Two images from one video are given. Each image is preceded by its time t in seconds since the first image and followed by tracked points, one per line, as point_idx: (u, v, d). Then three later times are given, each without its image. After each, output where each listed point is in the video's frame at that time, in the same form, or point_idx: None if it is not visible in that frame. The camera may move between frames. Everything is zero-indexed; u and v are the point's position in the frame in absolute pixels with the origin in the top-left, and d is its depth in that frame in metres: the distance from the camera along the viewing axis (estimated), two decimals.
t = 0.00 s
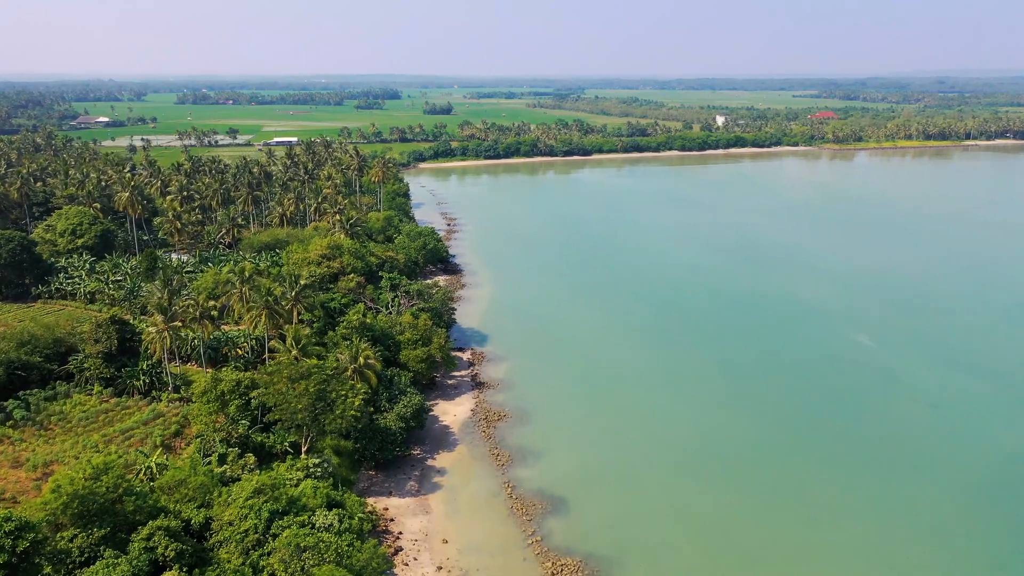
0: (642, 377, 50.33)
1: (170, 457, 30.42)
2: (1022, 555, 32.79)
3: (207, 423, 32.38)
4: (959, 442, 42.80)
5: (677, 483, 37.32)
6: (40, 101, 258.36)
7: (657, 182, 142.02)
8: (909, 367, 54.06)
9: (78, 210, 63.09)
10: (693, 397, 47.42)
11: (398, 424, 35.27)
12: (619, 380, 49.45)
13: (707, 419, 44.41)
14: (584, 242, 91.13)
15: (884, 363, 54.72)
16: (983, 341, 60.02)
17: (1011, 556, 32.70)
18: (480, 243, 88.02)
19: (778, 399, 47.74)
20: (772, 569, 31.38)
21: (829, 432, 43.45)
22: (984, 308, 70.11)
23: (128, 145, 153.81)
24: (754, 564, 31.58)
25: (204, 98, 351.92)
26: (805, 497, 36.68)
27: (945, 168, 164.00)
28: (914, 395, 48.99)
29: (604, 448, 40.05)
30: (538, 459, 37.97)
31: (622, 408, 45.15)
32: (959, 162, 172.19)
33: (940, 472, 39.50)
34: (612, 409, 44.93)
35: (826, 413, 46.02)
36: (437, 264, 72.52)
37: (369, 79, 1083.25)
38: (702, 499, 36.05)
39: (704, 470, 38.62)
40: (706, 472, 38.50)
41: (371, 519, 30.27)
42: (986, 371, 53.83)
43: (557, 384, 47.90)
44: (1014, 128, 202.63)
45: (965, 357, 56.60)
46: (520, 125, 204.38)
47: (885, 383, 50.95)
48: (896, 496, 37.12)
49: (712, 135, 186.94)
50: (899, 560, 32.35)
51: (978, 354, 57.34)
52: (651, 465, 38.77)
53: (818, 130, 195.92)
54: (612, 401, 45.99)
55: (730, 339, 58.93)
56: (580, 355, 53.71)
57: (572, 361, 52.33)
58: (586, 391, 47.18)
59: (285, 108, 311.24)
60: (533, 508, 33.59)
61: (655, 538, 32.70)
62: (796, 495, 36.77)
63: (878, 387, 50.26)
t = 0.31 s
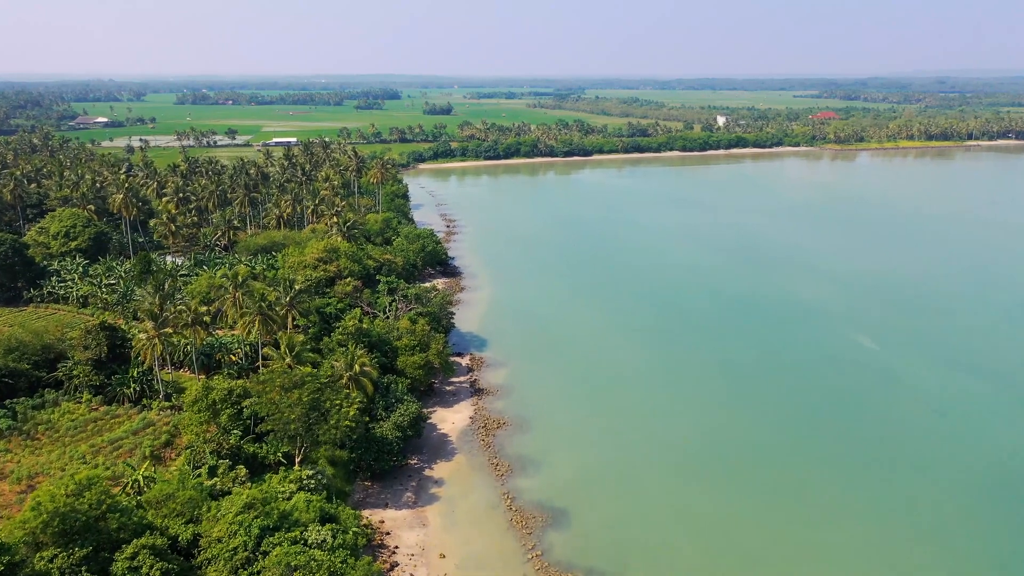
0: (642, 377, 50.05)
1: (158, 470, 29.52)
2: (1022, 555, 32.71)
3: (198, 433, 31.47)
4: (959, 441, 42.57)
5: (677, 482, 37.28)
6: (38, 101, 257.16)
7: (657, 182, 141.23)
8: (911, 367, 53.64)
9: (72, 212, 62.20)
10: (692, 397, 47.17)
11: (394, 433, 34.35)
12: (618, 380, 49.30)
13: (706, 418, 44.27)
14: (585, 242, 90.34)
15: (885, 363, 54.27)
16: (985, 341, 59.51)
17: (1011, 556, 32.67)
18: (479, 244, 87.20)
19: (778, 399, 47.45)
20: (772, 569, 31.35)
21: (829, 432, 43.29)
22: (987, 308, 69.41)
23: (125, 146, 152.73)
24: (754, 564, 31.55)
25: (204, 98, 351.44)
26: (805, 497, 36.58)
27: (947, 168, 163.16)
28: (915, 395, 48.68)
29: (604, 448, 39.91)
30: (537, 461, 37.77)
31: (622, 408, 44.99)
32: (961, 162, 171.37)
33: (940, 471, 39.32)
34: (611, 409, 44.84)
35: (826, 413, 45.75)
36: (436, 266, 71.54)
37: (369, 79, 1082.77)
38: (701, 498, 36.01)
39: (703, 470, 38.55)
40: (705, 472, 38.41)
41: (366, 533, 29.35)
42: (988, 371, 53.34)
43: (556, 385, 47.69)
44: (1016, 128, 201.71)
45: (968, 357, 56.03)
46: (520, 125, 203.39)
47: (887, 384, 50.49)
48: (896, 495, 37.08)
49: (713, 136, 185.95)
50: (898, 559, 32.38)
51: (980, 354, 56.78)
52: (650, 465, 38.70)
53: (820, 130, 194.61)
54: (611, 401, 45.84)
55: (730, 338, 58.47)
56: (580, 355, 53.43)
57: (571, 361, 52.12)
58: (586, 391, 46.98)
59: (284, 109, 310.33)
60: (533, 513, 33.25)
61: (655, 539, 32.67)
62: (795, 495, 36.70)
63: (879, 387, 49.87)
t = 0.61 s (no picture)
0: (642, 377, 49.89)
1: (146, 482, 28.61)
2: None
3: (189, 444, 30.59)
4: (962, 443, 42.34)
5: (677, 482, 37.24)
6: (37, 102, 256.57)
7: (659, 183, 140.39)
8: (914, 368, 53.24)
9: (66, 214, 61.26)
10: (693, 397, 46.98)
11: (391, 443, 33.40)
12: (618, 380, 49.20)
13: (707, 418, 44.18)
14: (586, 243, 89.57)
15: (888, 364, 53.86)
16: (989, 342, 59.04)
17: (1013, 556, 32.63)
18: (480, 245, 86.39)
19: (779, 399, 47.33)
20: (774, 569, 31.31)
21: (830, 432, 43.16)
22: (992, 308, 68.74)
23: (123, 147, 151.71)
24: (755, 563, 31.50)
25: (205, 99, 351.61)
26: (806, 497, 36.50)
27: (950, 169, 162.27)
28: (918, 397, 48.38)
29: (604, 449, 39.85)
30: (538, 464, 37.58)
31: (623, 408, 44.87)
32: (964, 163, 170.49)
33: (942, 472, 39.16)
34: (612, 409, 44.76)
35: (828, 414, 45.50)
36: (435, 269, 70.53)
37: (370, 79, 1082.49)
38: (701, 498, 35.96)
39: (704, 470, 38.48)
40: (705, 471, 38.34)
41: (360, 549, 28.38)
42: (992, 372, 52.92)
43: (556, 386, 47.56)
44: (1019, 129, 200.79)
45: (973, 358, 55.51)
46: (520, 125, 202.42)
47: (889, 385, 50.16)
48: (898, 495, 37.01)
49: (714, 136, 185.08)
50: (900, 558, 32.37)
51: (985, 355, 56.25)
52: (651, 465, 38.62)
53: (822, 130, 193.38)
54: (611, 402, 45.74)
55: (732, 339, 58.09)
56: (580, 355, 53.26)
57: (571, 361, 52.07)
58: (586, 392, 46.89)
59: (284, 109, 309.66)
60: (534, 517, 33.03)
61: (655, 539, 32.62)
62: (796, 494, 36.64)
63: (882, 388, 49.53)
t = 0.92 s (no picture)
0: (640, 377, 49.68)
1: (132, 499, 27.59)
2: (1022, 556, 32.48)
3: (177, 457, 29.56)
4: (967, 446, 41.70)
5: (674, 481, 37.22)
6: (36, 102, 255.83)
7: (660, 184, 139.38)
8: (917, 370, 52.63)
9: (58, 217, 60.23)
10: (692, 396, 46.96)
11: (387, 455, 32.35)
12: (616, 378, 49.19)
13: (705, 417, 44.09)
14: (586, 245, 88.67)
15: (891, 366, 53.26)
16: (996, 344, 58.22)
17: (1012, 557, 32.42)
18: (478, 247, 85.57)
19: (778, 399, 47.08)
20: (772, 569, 31.23)
21: (829, 433, 42.84)
22: (997, 309, 67.90)
23: (120, 147, 150.54)
24: (751, 563, 31.48)
25: (206, 99, 351.26)
26: (804, 497, 36.39)
27: (953, 169, 161.32)
28: (921, 400, 47.70)
29: (601, 449, 39.81)
30: (536, 466, 37.36)
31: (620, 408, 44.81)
32: (967, 163, 169.52)
33: (946, 477, 38.60)
34: (609, 409, 44.70)
35: (829, 415, 45.10)
36: (434, 272, 69.38)
37: (370, 79, 1081.67)
38: (698, 498, 35.91)
39: (701, 469, 38.46)
40: (702, 470, 38.33)
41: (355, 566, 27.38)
42: (998, 374, 52.14)
43: (553, 386, 47.44)
44: (1021, 129, 199.80)
45: (979, 360, 54.66)
46: (520, 126, 201.35)
47: (894, 388, 49.38)
48: (898, 497, 36.76)
49: (715, 137, 184.06)
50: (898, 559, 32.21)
51: (991, 357, 55.41)
52: (648, 464, 38.60)
53: (824, 130, 192.20)
54: (609, 401, 45.69)
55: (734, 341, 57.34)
56: (578, 354, 53.14)
57: (570, 360, 52.01)
58: (584, 392, 46.82)
59: (283, 109, 308.61)
60: (531, 520, 32.80)
61: (650, 539, 32.63)
62: (794, 494, 36.58)
63: (886, 392, 48.81)
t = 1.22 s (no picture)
0: (640, 378, 49.81)
1: (118, 515, 26.61)
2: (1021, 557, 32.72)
3: (166, 470, 28.63)
4: (966, 446, 41.82)
5: (674, 480, 37.51)
6: (34, 102, 254.88)
7: (661, 184, 138.50)
8: (919, 371, 52.42)
9: (51, 219, 59.27)
10: (692, 396, 47.18)
11: (383, 466, 31.39)
12: (616, 379, 49.36)
13: (705, 417, 44.39)
14: (587, 245, 87.96)
15: (892, 366, 53.09)
16: (998, 343, 58.00)
17: (1011, 557, 32.68)
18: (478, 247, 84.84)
19: (778, 399, 47.24)
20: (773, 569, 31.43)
21: (828, 433, 43.08)
22: (999, 309, 67.69)
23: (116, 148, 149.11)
24: (750, 561, 31.76)
25: (205, 99, 350.48)
26: (804, 497, 36.64)
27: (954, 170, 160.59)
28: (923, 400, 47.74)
29: (602, 450, 40.01)
30: (536, 466, 37.38)
31: (621, 408, 45.04)
32: (968, 163, 168.82)
33: (946, 477, 38.80)
34: (610, 409, 44.90)
35: (828, 416, 45.20)
36: (433, 274, 68.38)
37: (370, 78, 1081.11)
38: (698, 497, 36.19)
39: (701, 468, 38.74)
40: (702, 470, 38.61)
41: None
42: (1000, 375, 52.07)
43: (553, 386, 47.54)
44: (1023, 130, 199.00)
45: (980, 360, 54.52)
46: (519, 126, 200.47)
47: (895, 390, 49.32)
48: (897, 497, 36.97)
49: (716, 136, 183.31)
50: (896, 557, 32.57)
51: (993, 357, 55.28)
52: (648, 464, 38.84)
53: (824, 130, 191.63)
54: (609, 402, 45.86)
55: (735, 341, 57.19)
56: (579, 355, 53.18)
57: (570, 361, 52.06)
58: (585, 392, 47.05)
59: (283, 109, 307.83)
60: (532, 520, 32.89)
61: (651, 539, 32.76)
62: (793, 494, 36.87)
63: (887, 393, 48.76)
